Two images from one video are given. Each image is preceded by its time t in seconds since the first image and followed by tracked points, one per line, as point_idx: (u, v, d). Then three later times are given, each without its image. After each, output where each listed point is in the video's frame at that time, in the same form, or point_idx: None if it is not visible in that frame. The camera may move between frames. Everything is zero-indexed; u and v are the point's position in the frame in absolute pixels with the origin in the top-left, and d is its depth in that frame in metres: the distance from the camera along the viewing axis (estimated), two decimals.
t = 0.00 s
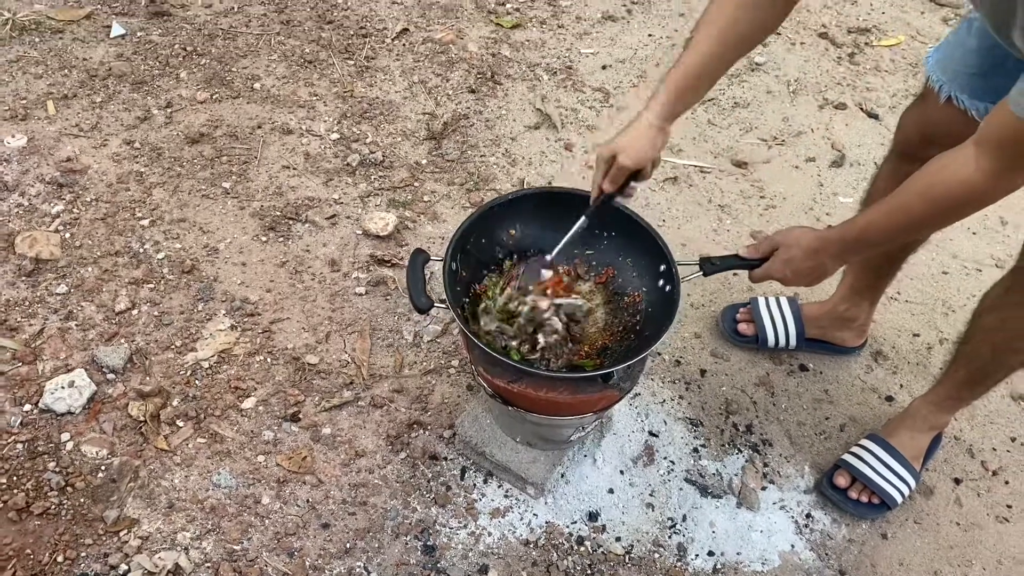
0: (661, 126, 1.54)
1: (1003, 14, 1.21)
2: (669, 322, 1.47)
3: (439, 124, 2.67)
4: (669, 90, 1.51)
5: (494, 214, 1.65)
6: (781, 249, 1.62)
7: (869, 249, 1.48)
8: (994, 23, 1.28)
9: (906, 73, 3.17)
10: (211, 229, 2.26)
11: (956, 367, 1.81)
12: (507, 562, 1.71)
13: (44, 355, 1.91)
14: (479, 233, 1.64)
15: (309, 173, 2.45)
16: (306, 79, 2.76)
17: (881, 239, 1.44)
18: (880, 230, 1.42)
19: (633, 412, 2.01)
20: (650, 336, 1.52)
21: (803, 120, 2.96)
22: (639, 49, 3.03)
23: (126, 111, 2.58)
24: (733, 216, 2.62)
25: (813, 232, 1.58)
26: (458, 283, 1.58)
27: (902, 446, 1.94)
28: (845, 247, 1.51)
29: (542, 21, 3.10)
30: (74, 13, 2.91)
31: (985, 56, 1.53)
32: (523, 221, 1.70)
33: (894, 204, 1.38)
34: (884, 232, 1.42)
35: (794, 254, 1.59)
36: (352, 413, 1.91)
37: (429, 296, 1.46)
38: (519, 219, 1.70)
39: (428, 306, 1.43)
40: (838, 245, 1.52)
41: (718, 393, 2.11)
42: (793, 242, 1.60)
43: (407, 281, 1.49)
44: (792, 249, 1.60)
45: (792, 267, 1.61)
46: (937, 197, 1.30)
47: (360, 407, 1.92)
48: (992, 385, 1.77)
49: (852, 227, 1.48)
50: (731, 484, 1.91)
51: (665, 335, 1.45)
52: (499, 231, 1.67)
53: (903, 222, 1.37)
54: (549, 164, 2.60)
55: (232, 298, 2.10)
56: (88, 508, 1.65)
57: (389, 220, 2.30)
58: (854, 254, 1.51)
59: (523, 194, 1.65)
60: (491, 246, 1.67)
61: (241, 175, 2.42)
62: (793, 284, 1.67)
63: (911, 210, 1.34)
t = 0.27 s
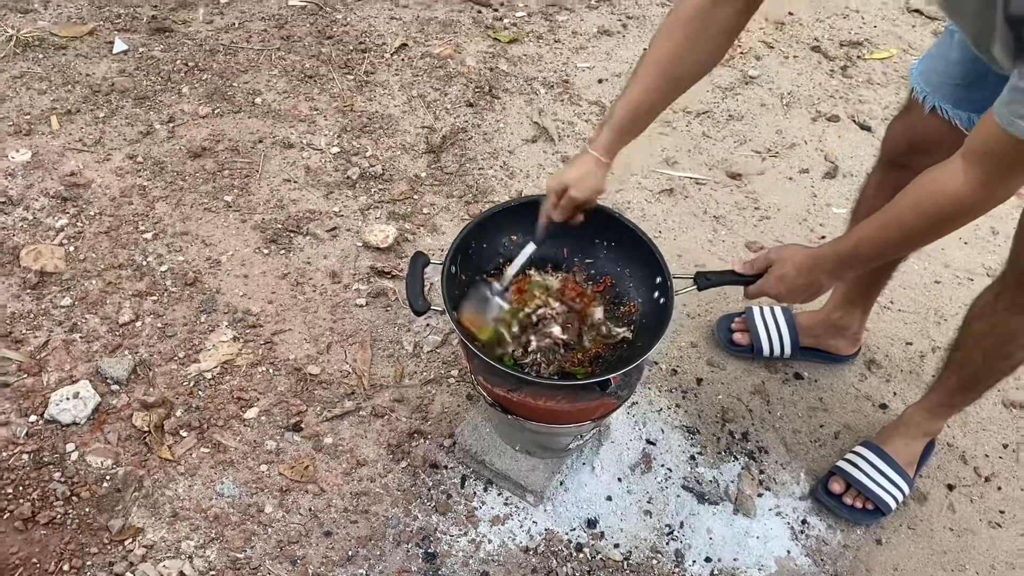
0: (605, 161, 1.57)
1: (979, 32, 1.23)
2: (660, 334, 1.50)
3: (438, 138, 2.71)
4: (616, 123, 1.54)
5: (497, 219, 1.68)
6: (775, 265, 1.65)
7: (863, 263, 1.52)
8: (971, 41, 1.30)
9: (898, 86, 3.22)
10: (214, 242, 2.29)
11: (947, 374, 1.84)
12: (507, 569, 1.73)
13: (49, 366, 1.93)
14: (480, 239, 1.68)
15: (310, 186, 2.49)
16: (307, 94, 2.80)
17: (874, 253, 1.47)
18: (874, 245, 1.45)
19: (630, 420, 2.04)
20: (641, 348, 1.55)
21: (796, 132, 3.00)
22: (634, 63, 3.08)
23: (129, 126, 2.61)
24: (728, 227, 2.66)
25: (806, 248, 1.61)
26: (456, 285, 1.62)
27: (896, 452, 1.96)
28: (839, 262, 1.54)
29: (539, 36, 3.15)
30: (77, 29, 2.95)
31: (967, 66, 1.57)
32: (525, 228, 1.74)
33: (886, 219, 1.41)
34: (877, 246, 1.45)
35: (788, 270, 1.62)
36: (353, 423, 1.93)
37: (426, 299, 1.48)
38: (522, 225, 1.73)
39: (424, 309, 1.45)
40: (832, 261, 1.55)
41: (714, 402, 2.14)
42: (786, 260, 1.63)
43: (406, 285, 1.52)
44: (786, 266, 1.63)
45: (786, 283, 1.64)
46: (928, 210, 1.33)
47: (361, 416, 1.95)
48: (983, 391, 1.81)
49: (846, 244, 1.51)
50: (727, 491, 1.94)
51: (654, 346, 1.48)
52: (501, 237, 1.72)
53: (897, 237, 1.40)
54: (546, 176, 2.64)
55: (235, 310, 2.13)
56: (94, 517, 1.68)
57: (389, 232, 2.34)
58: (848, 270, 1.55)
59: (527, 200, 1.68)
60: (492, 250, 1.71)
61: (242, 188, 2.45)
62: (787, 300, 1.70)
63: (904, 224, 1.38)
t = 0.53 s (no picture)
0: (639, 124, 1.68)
1: (960, 43, 1.33)
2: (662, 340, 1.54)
3: (439, 150, 2.75)
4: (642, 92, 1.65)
5: (502, 228, 1.73)
6: (775, 275, 1.67)
7: (862, 272, 1.54)
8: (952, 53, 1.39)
9: (891, 97, 3.27)
10: (219, 253, 2.32)
11: (942, 378, 1.88)
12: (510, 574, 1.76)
13: (58, 376, 1.96)
14: (487, 247, 1.72)
15: (313, 198, 2.53)
16: (309, 107, 2.84)
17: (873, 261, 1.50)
18: (871, 253, 1.48)
19: (631, 426, 2.07)
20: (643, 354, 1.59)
21: (791, 143, 3.05)
22: (631, 76, 3.13)
23: (134, 140, 2.65)
24: (725, 236, 2.70)
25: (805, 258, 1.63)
26: (463, 292, 1.65)
27: (893, 456, 2.00)
28: (838, 272, 1.56)
29: (538, 49, 3.20)
30: (82, 44, 2.99)
31: (952, 77, 1.62)
32: (531, 237, 1.79)
33: (883, 227, 1.44)
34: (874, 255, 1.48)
35: (788, 280, 1.64)
36: (357, 430, 1.96)
37: (432, 304, 1.51)
38: (526, 234, 1.78)
39: (430, 313, 1.48)
40: (830, 271, 1.57)
41: (712, 408, 2.18)
42: (786, 270, 1.66)
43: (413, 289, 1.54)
44: (786, 276, 1.65)
45: (786, 293, 1.66)
46: (924, 217, 1.37)
47: (365, 424, 1.98)
48: (977, 395, 1.84)
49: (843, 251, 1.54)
50: (727, 495, 1.97)
51: (655, 352, 1.52)
52: (507, 245, 1.76)
53: (893, 243, 1.43)
54: (546, 187, 2.69)
55: (240, 319, 2.16)
56: (102, 524, 1.70)
57: (391, 243, 2.38)
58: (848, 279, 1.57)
59: (531, 209, 1.73)
60: (497, 258, 1.75)
61: (247, 200, 2.49)
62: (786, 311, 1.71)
63: (901, 232, 1.41)
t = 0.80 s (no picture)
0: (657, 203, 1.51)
1: (942, 56, 1.38)
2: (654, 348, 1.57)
3: (437, 161, 2.79)
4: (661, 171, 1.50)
5: (497, 237, 1.75)
6: (771, 277, 1.71)
7: (857, 275, 1.58)
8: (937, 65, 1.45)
9: (882, 107, 3.32)
10: (220, 263, 2.35)
11: (933, 384, 1.91)
12: None
13: (60, 385, 1.98)
14: (483, 256, 1.74)
15: (313, 209, 2.56)
16: (309, 119, 2.88)
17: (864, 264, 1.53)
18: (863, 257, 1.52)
19: (627, 432, 2.10)
20: (636, 362, 1.61)
21: (784, 153, 3.10)
22: (626, 88, 3.18)
23: (135, 152, 2.69)
24: (720, 245, 2.74)
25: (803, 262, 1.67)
26: (460, 301, 1.69)
27: (885, 461, 2.02)
28: (835, 274, 1.60)
29: (534, 61, 3.25)
30: (84, 59, 3.03)
31: (945, 88, 1.65)
32: (525, 246, 1.81)
33: (874, 233, 1.48)
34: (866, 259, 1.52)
35: (785, 283, 1.67)
36: (357, 437, 1.99)
37: (430, 313, 1.55)
38: (521, 243, 1.80)
39: (428, 323, 1.52)
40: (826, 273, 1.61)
41: (708, 414, 2.21)
42: (783, 273, 1.69)
43: (411, 299, 1.58)
44: (783, 278, 1.69)
45: (780, 294, 1.68)
46: (911, 226, 1.40)
47: (365, 431, 2.00)
48: (967, 400, 1.87)
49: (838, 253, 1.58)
50: (722, 500, 2.00)
51: (651, 357, 1.55)
52: (502, 254, 1.78)
53: (884, 249, 1.47)
54: (542, 198, 2.72)
55: (241, 329, 2.19)
56: (105, 531, 1.72)
57: (390, 253, 2.41)
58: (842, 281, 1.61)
59: (525, 219, 1.75)
60: (494, 267, 1.78)
61: (247, 211, 2.52)
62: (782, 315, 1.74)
63: (889, 237, 1.45)
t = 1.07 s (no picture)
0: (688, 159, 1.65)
1: (934, 63, 1.42)
2: (660, 345, 1.63)
3: (436, 172, 2.82)
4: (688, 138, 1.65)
5: (489, 255, 1.78)
6: (761, 262, 1.71)
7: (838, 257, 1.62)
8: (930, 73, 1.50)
9: (876, 117, 3.37)
10: (222, 274, 2.38)
11: (927, 389, 1.94)
12: None
13: (65, 394, 2.00)
14: (476, 275, 1.77)
15: (314, 220, 2.59)
16: (309, 131, 2.92)
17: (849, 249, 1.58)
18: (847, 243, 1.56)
19: (625, 438, 2.13)
20: (644, 359, 1.67)
21: (779, 163, 3.14)
22: (622, 99, 3.22)
23: (138, 164, 2.72)
24: (716, 254, 2.77)
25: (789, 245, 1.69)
26: (462, 322, 1.71)
27: (881, 465, 2.05)
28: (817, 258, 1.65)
29: (531, 73, 3.29)
30: (87, 72, 3.07)
31: (937, 98, 1.70)
32: (515, 261, 1.84)
33: (858, 223, 1.52)
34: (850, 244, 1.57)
35: (773, 267, 1.69)
36: (358, 444, 2.01)
37: (437, 336, 1.58)
38: (512, 259, 1.83)
39: (437, 347, 1.55)
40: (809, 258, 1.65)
41: (705, 420, 2.23)
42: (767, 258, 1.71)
43: (415, 320, 1.60)
44: (773, 261, 1.70)
45: (773, 278, 1.69)
46: (894, 216, 1.45)
47: (366, 438, 2.02)
48: (960, 404, 1.90)
49: (821, 237, 1.61)
50: (720, 505, 2.02)
51: (657, 356, 1.61)
52: (494, 271, 1.81)
53: (869, 236, 1.52)
54: (540, 207, 2.76)
55: (243, 338, 2.21)
56: (110, 538, 1.74)
57: (390, 263, 2.44)
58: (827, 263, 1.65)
59: (514, 235, 1.78)
60: (489, 285, 1.80)
61: (249, 222, 2.55)
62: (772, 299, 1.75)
63: (872, 225, 1.49)
